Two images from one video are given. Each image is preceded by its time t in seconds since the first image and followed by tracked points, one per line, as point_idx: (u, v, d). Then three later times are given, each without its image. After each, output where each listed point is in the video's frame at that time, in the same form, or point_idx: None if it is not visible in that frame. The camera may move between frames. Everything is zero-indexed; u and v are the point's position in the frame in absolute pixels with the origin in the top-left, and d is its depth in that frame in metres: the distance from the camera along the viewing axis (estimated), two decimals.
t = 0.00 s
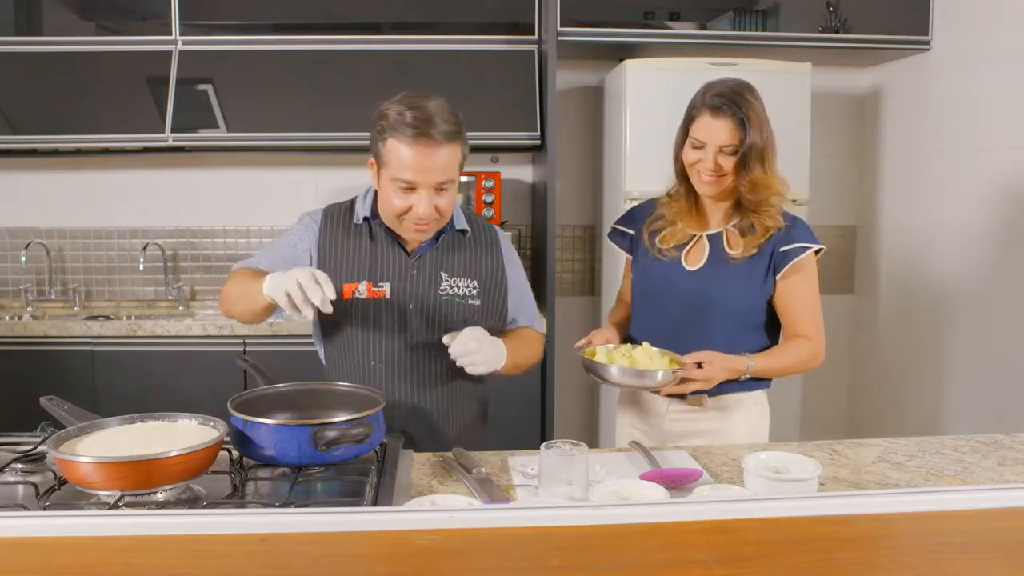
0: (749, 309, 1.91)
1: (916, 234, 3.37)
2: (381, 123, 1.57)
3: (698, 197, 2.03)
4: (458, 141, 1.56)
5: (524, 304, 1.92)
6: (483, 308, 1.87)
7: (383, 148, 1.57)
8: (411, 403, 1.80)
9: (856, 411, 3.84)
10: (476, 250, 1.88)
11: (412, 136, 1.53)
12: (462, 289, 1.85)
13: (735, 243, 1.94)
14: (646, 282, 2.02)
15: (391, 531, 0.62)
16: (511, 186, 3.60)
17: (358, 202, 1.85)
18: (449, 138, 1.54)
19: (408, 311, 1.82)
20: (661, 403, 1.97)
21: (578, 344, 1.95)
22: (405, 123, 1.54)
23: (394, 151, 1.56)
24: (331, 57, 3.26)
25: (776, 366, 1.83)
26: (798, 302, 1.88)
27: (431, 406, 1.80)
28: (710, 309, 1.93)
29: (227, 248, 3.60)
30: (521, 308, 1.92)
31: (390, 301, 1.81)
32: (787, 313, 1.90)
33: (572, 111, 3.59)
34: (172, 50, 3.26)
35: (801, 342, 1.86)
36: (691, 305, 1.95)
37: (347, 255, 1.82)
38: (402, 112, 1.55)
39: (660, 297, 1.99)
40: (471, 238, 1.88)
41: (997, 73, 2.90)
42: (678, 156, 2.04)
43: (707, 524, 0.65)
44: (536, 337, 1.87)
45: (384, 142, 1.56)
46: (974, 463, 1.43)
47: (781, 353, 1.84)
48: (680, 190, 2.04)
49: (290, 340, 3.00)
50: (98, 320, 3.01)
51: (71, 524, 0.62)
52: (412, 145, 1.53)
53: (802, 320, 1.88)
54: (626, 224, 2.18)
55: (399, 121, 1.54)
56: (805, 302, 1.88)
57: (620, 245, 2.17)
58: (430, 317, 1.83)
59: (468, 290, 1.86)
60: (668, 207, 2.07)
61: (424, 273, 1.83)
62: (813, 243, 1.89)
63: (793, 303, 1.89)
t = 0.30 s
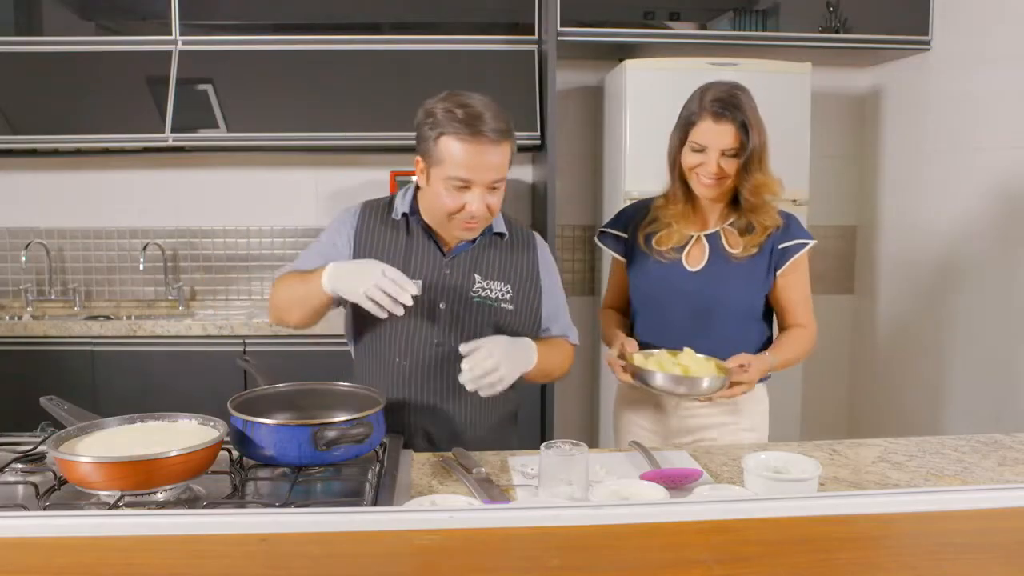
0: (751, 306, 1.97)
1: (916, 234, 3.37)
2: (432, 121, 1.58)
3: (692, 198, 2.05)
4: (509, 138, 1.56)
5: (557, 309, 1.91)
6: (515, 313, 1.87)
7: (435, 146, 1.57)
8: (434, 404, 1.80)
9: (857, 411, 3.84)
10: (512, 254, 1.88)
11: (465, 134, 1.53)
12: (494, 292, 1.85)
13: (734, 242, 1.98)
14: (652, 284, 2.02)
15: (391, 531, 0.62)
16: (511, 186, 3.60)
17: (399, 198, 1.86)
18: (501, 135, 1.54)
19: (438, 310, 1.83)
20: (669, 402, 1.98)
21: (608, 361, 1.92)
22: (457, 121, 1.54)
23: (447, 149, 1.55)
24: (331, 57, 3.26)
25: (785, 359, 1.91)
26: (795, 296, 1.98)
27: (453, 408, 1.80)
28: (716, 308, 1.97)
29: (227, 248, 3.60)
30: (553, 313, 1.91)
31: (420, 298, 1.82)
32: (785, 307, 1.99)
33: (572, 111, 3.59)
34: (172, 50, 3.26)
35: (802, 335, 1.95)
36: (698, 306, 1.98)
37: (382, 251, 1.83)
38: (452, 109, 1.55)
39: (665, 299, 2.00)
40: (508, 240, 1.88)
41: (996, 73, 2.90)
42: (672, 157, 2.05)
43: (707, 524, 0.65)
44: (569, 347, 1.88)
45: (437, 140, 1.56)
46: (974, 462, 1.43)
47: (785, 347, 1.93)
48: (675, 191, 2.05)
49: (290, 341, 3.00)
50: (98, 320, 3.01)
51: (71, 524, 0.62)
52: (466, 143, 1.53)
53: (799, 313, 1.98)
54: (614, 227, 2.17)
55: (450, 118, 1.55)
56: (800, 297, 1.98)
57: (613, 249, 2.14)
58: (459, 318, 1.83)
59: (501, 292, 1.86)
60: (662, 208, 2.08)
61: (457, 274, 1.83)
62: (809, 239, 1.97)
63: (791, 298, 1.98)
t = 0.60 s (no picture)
0: (762, 305, 1.99)
1: (916, 234, 3.37)
2: (470, 127, 1.57)
3: (696, 199, 2.06)
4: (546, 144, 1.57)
5: (580, 318, 1.88)
6: (538, 320, 1.85)
7: (474, 152, 1.56)
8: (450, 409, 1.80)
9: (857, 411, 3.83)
10: (539, 260, 1.85)
11: (506, 139, 1.52)
12: (517, 298, 1.83)
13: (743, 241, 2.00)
14: (666, 284, 2.01)
15: (390, 531, 0.62)
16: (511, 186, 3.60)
17: (429, 195, 1.86)
18: (541, 141, 1.54)
19: (458, 312, 1.82)
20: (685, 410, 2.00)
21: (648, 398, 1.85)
22: (497, 126, 1.54)
23: (487, 154, 1.55)
24: (332, 57, 3.26)
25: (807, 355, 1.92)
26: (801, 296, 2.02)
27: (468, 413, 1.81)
28: (731, 310, 1.98)
29: (227, 248, 3.60)
30: (578, 322, 1.88)
31: (442, 298, 1.82)
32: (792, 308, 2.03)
33: (572, 111, 3.59)
34: (172, 50, 3.26)
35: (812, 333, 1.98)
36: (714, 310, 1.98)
37: (409, 248, 1.83)
38: (490, 114, 1.55)
39: (678, 300, 2.00)
40: (537, 246, 1.86)
41: (996, 73, 2.89)
42: (678, 158, 2.07)
43: (707, 524, 0.65)
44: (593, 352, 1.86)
45: (476, 145, 1.56)
46: (974, 463, 1.43)
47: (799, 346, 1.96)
48: (679, 191, 2.06)
49: (290, 341, 3.00)
50: (98, 320, 3.01)
51: (70, 524, 0.62)
52: (507, 148, 1.53)
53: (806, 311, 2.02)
54: (620, 229, 2.12)
55: (489, 123, 1.54)
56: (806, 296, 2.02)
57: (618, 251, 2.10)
58: (479, 322, 1.82)
59: (524, 299, 1.84)
60: (665, 208, 2.08)
61: (481, 277, 1.82)
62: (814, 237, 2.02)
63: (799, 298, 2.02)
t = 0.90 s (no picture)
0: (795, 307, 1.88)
1: (916, 234, 3.37)
2: (454, 119, 1.58)
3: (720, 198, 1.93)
4: (528, 136, 1.58)
5: (564, 308, 1.90)
6: (523, 309, 1.86)
7: (458, 143, 1.57)
8: (437, 399, 1.79)
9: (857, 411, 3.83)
10: (522, 251, 1.88)
11: (489, 130, 1.53)
12: (502, 287, 1.84)
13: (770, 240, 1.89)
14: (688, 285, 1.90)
15: (391, 531, 0.62)
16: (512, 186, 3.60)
17: (414, 190, 1.88)
18: (524, 133, 1.55)
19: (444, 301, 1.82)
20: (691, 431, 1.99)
21: (670, 424, 1.68)
22: (480, 118, 1.55)
23: (470, 145, 1.55)
24: (332, 57, 3.26)
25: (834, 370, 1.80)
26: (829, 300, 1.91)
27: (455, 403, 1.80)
28: (756, 313, 1.87)
29: (227, 248, 3.60)
30: (561, 311, 1.90)
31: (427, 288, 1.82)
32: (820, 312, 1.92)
33: (572, 111, 3.59)
34: (172, 50, 3.26)
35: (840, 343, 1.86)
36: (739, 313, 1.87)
37: (393, 240, 1.84)
38: (474, 106, 1.56)
39: (704, 303, 1.89)
40: (519, 238, 1.89)
41: (995, 73, 2.90)
42: (700, 157, 1.91)
43: (707, 524, 0.65)
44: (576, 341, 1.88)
45: (461, 137, 1.56)
46: (974, 463, 1.43)
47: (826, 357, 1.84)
48: (703, 192, 1.92)
49: (291, 341, 3.00)
50: (98, 320, 3.01)
51: (70, 524, 0.62)
52: (490, 139, 1.54)
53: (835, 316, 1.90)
54: (645, 230, 1.99)
55: (473, 115, 1.56)
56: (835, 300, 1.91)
57: (644, 254, 1.98)
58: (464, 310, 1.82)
59: (508, 288, 1.85)
60: (689, 208, 1.95)
61: (466, 266, 1.84)
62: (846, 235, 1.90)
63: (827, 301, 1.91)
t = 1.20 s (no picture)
0: (818, 311, 1.84)
1: (917, 234, 3.37)
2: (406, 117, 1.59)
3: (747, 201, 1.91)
4: (483, 129, 1.58)
5: (542, 291, 1.93)
6: (504, 299, 1.89)
7: (413, 141, 1.57)
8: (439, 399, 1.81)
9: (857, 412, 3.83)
10: (494, 242, 1.90)
11: (442, 125, 1.54)
12: (482, 280, 1.86)
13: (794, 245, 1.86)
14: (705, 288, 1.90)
15: (391, 531, 0.62)
16: (512, 186, 3.60)
17: (378, 197, 1.86)
18: (477, 125, 1.56)
19: (431, 303, 1.83)
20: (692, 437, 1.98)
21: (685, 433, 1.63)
22: (432, 113, 1.55)
23: (424, 142, 1.56)
24: (331, 57, 3.26)
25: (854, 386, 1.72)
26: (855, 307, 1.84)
27: (458, 403, 1.82)
28: (776, 317, 1.85)
29: (227, 248, 3.60)
30: (540, 296, 1.93)
31: (413, 293, 1.83)
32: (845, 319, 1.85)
33: (572, 111, 3.60)
34: (172, 50, 3.26)
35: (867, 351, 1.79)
36: (756, 318, 1.86)
37: (370, 248, 1.82)
38: (426, 103, 1.57)
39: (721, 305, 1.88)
40: (488, 229, 1.90)
41: (995, 73, 2.90)
42: (725, 159, 1.89)
43: (707, 524, 0.65)
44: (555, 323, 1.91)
45: (414, 134, 1.57)
46: (974, 463, 1.43)
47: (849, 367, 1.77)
48: (729, 195, 1.90)
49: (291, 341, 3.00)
50: (97, 320, 3.01)
51: (71, 524, 0.62)
52: (443, 134, 1.54)
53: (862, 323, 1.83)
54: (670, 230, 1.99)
55: (425, 112, 1.56)
56: (861, 307, 1.84)
57: (666, 254, 1.98)
58: (451, 309, 1.83)
59: (489, 280, 1.87)
60: (715, 210, 1.94)
61: (445, 265, 1.84)
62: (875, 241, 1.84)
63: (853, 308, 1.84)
